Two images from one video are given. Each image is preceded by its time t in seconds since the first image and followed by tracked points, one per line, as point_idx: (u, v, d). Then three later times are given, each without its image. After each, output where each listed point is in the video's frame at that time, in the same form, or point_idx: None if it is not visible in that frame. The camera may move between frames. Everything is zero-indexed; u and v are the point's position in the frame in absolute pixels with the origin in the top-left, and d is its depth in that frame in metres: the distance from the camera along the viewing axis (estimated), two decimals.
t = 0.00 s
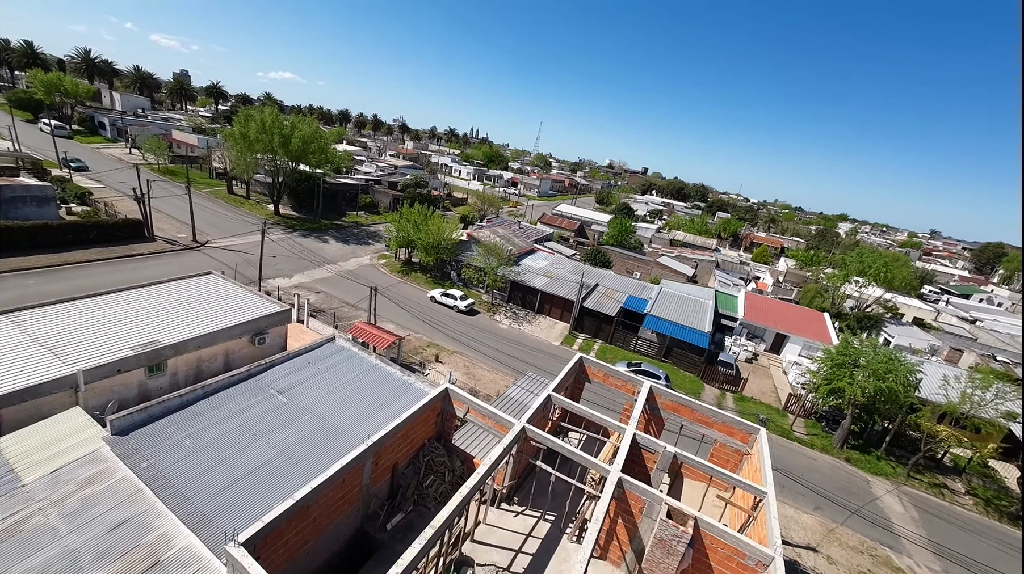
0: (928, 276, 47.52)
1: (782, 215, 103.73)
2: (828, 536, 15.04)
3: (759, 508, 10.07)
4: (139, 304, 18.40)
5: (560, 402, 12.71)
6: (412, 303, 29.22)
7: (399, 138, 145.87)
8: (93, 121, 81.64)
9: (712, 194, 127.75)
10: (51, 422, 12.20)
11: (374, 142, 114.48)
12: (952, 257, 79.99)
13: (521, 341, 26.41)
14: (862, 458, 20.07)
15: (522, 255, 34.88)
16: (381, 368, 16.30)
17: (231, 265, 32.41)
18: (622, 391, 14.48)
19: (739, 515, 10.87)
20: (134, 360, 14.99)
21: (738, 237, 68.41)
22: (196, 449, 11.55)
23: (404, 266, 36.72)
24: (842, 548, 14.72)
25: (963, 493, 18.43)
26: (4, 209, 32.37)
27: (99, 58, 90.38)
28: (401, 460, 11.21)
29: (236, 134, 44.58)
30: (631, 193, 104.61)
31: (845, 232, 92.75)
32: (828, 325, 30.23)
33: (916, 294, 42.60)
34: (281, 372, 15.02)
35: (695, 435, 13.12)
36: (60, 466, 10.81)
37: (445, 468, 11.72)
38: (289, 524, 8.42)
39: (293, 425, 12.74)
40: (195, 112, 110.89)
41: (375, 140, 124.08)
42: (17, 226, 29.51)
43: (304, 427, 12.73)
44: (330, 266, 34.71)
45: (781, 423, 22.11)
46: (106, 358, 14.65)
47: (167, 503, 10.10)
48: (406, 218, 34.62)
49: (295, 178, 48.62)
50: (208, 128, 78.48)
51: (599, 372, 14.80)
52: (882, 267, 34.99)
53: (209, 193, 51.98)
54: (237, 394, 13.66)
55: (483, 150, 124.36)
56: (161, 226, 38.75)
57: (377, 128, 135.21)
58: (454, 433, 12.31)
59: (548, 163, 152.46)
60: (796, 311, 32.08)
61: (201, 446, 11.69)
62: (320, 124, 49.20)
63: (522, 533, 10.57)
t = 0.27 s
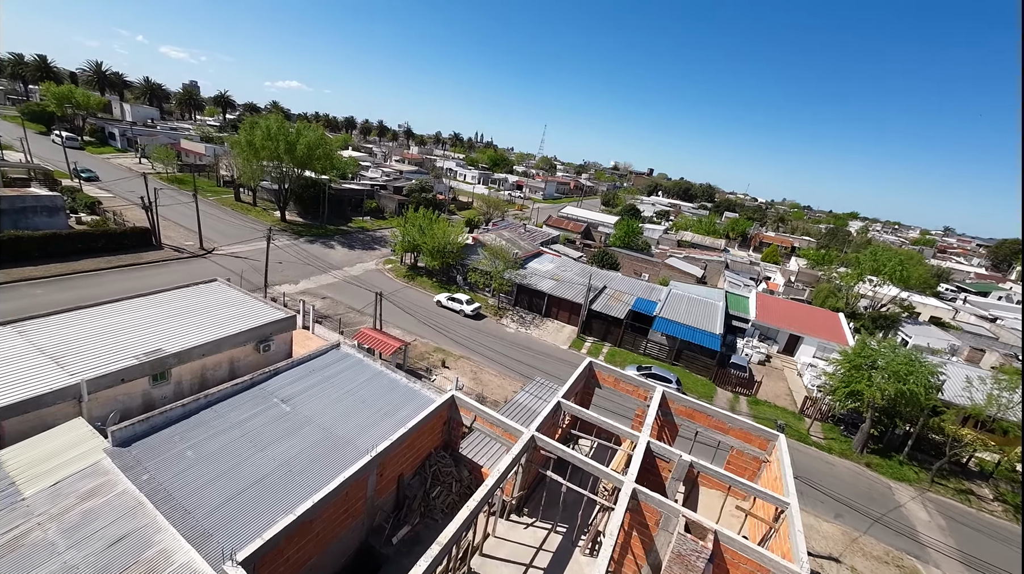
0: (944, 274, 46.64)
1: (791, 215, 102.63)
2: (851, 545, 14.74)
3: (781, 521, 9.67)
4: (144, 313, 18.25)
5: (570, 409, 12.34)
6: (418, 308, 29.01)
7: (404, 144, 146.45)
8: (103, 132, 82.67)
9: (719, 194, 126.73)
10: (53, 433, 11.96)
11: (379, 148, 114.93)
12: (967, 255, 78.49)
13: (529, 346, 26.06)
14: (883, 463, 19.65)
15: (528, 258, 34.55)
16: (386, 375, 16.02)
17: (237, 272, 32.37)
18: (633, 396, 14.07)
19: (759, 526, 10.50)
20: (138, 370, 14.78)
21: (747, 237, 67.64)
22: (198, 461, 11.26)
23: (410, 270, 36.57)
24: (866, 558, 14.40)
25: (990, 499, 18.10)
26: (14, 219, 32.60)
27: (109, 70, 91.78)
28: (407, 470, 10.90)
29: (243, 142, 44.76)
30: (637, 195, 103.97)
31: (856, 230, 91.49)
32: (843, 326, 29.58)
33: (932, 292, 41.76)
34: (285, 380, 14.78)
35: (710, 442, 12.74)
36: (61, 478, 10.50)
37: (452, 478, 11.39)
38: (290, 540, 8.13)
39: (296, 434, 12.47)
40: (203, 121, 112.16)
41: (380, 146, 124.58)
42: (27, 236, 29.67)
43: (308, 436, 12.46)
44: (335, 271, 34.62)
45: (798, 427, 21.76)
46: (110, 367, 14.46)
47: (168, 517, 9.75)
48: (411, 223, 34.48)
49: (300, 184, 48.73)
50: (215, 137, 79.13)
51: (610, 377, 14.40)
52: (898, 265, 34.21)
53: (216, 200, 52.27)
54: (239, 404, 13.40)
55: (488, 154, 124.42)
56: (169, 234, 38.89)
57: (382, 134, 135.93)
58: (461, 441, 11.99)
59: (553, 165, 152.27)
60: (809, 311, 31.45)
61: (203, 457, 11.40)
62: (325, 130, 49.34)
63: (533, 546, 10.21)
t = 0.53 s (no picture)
0: (953, 274, 46.03)
1: (795, 215, 102.04)
2: (867, 556, 14.38)
3: (800, 535, 9.24)
4: (142, 318, 17.93)
5: (576, 416, 11.96)
6: (421, 312, 28.70)
7: (406, 147, 146.65)
8: (107, 138, 83.04)
9: (722, 195, 126.13)
10: (45, 444, 11.64)
11: (382, 152, 115.05)
12: (976, 254, 77.51)
13: (533, 350, 25.67)
14: (898, 469, 19.17)
15: (531, 261, 34.19)
16: (387, 381, 15.63)
17: (239, 276, 32.13)
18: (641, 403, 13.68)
19: (775, 540, 10.13)
20: (134, 377, 14.47)
21: (751, 238, 67.10)
22: (193, 471, 10.86)
23: (413, 274, 36.29)
24: (883, 569, 14.04)
25: (1011, 507, 17.75)
26: (17, 225, 32.53)
27: (114, 77, 92.45)
28: (408, 481, 10.51)
29: (244, 146, 44.64)
30: (640, 196, 103.51)
31: (862, 230, 90.68)
32: (853, 328, 29.05)
33: (942, 293, 41.17)
34: (284, 387, 14.42)
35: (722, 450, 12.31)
36: (51, 491, 10.14)
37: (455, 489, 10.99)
38: (285, 558, 7.73)
39: (294, 443, 12.09)
40: (207, 126, 112.71)
41: (383, 150, 124.74)
42: (28, 242, 29.56)
43: (307, 445, 12.07)
44: (337, 275, 34.36)
45: (810, 433, 21.27)
46: (105, 375, 14.14)
47: (161, 531, 9.35)
48: (413, 226, 34.20)
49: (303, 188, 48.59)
50: (218, 142, 79.30)
51: (617, 383, 14.03)
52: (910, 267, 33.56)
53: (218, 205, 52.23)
54: (237, 412, 13.03)
55: (490, 157, 124.36)
56: (171, 239, 38.77)
57: (385, 138, 136.25)
58: (464, 451, 11.59)
59: (555, 168, 152.08)
60: (818, 313, 30.95)
61: (199, 467, 11.00)
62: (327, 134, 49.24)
63: (540, 561, 9.82)
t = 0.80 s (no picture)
0: (959, 275, 45.53)
1: (797, 216, 101.60)
2: (882, 568, 13.94)
3: (819, 552, 8.77)
4: (134, 323, 17.49)
5: (581, 425, 11.51)
6: (421, 315, 28.27)
7: (407, 150, 146.49)
8: (107, 142, 82.86)
9: (724, 196, 125.74)
10: (29, 456, 11.21)
11: (382, 155, 114.87)
12: (980, 255, 77.02)
13: (535, 354, 25.21)
14: (911, 475, 18.69)
15: (533, 263, 33.76)
16: (385, 388, 15.18)
17: (236, 280, 31.70)
18: (648, 410, 13.23)
19: (791, 555, 9.66)
20: (124, 385, 14.03)
21: (754, 239, 66.65)
22: (182, 484, 10.39)
23: (413, 276, 35.88)
24: None
25: None
26: (12, 229, 32.17)
27: (115, 80, 92.45)
28: (406, 494, 10.07)
29: (243, 149, 44.30)
30: (641, 198, 103.10)
31: (865, 231, 90.14)
32: (860, 330, 28.56)
33: (948, 294, 40.68)
34: (279, 394, 13.97)
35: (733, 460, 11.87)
36: (32, 506, 9.69)
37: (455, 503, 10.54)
38: None
39: (288, 453, 11.65)
40: (208, 130, 112.68)
41: (383, 153, 124.57)
42: (23, 246, 29.19)
43: (301, 455, 11.63)
44: (336, 278, 33.96)
45: (819, 438, 20.71)
46: (93, 383, 13.69)
47: (146, 549, 8.88)
48: (413, 228, 33.81)
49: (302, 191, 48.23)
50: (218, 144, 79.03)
51: (622, 390, 13.58)
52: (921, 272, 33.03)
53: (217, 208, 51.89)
54: (229, 421, 12.58)
55: (491, 160, 124.12)
56: (169, 242, 38.39)
57: (385, 141, 136.20)
58: (464, 462, 11.15)
59: (556, 170, 151.88)
60: (824, 315, 30.48)
61: (188, 480, 10.54)
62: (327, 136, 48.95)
63: None
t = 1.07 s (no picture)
0: (967, 272, 44.91)
1: (800, 215, 100.94)
2: None
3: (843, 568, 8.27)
4: (126, 330, 17.07)
5: (587, 433, 11.07)
6: (422, 319, 27.84)
7: (407, 153, 146.32)
8: (107, 148, 82.74)
9: (725, 196, 125.18)
10: (13, 471, 10.82)
11: (382, 158, 114.65)
12: (985, 252, 76.37)
13: (538, 358, 24.76)
14: (926, 479, 18.17)
15: (534, 265, 33.32)
16: (384, 395, 14.71)
17: (235, 285, 31.32)
18: (656, 416, 12.76)
19: (811, 570, 9.18)
20: (115, 396, 13.63)
21: (757, 238, 66.08)
22: (171, 501, 9.94)
23: (413, 280, 35.47)
24: None
25: None
26: (8, 235, 31.82)
27: (114, 87, 92.47)
28: (405, 509, 9.61)
29: (241, 153, 43.97)
30: (642, 198, 102.64)
31: (868, 229, 89.52)
32: (869, 329, 28.03)
33: (957, 291, 40.08)
34: (274, 404, 13.52)
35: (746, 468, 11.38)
36: (14, 525, 9.26)
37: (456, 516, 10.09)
38: None
39: (282, 466, 11.19)
40: (208, 135, 112.61)
41: (383, 156, 124.33)
42: (18, 253, 28.85)
43: (297, 468, 11.18)
44: (336, 282, 33.56)
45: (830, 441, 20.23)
46: (83, 393, 13.28)
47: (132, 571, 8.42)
48: (413, 231, 33.40)
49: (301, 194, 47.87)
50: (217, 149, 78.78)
51: (629, 396, 13.10)
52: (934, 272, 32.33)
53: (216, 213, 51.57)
54: (222, 433, 12.13)
55: (491, 161, 123.82)
56: (167, 247, 38.04)
57: (385, 144, 136.08)
58: (466, 473, 10.71)
59: (556, 171, 151.64)
60: (832, 314, 29.95)
61: (177, 496, 10.09)
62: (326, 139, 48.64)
63: None
